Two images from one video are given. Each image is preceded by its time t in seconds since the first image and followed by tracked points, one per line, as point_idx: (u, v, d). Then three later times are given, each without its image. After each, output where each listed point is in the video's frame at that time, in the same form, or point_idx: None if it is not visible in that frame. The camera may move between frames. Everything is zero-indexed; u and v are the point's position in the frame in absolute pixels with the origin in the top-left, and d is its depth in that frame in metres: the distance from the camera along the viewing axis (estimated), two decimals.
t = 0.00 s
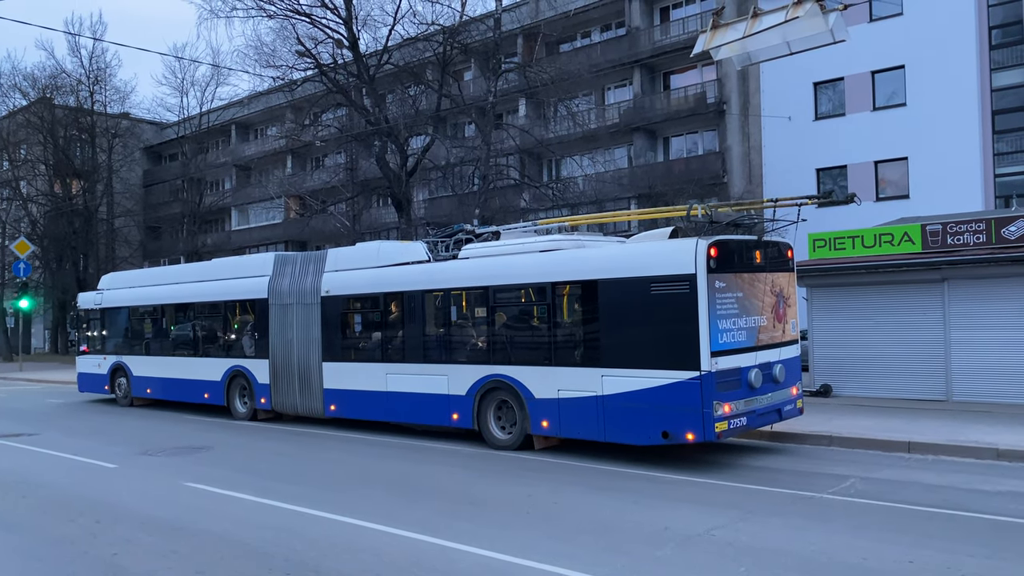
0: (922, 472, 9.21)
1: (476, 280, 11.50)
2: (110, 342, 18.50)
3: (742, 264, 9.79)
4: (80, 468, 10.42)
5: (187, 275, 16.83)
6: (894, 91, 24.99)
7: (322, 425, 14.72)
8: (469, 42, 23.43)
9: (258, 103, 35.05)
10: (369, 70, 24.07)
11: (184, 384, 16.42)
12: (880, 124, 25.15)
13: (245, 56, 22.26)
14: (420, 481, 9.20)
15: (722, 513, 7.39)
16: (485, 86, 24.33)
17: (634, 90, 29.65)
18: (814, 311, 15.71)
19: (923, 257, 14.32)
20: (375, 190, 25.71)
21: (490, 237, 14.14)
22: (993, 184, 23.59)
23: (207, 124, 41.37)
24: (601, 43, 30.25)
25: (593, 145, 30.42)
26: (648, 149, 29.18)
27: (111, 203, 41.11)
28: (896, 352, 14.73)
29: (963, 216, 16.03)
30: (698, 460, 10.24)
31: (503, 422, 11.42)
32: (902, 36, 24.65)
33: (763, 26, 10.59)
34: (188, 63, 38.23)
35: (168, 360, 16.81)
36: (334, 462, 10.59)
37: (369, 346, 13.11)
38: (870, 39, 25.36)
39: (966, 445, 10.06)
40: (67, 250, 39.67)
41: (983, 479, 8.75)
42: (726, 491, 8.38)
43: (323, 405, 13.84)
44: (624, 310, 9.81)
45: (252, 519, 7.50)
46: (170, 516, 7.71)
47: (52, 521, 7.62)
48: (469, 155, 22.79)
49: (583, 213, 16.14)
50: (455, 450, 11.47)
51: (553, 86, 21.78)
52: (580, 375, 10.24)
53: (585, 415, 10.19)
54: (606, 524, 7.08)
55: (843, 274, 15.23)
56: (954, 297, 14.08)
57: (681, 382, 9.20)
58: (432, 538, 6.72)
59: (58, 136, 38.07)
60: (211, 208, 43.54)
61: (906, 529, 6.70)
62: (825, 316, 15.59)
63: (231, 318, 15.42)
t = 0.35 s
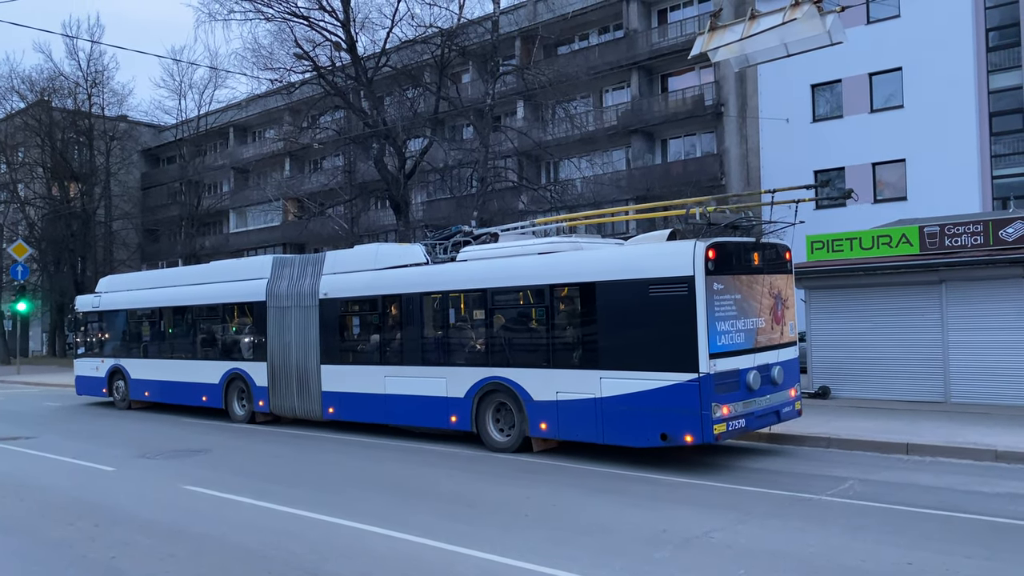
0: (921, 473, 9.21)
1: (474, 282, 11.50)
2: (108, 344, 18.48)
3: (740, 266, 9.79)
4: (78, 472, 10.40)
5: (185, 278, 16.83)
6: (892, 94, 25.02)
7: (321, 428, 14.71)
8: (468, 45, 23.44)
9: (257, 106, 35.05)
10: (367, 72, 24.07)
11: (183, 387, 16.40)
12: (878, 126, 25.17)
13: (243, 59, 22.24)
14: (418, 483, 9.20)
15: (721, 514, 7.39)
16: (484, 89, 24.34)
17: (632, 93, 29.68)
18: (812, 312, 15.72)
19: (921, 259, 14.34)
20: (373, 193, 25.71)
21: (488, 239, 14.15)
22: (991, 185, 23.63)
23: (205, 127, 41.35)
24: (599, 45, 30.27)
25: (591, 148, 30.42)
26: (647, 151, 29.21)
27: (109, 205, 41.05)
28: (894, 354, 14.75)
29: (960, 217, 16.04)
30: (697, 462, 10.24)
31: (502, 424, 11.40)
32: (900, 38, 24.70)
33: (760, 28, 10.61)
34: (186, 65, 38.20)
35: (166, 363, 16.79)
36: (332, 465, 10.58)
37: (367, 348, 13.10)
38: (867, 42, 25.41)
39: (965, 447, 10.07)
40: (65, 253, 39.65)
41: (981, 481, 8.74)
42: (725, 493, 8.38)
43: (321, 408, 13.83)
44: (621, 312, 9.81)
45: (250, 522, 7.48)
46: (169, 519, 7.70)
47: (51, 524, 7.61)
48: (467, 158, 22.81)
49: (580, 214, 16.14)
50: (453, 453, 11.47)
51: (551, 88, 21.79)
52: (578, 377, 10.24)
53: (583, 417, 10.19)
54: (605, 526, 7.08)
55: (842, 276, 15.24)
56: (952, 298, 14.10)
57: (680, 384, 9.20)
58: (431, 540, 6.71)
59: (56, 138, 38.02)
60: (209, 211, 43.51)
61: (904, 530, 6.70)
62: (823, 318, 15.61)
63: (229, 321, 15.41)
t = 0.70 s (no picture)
0: (919, 476, 9.22)
1: (472, 286, 11.50)
2: (105, 348, 18.44)
3: (737, 269, 9.81)
4: (74, 475, 10.38)
5: (182, 281, 16.82)
6: (888, 97, 25.07)
7: (319, 432, 14.70)
8: (465, 48, 23.46)
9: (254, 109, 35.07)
10: (365, 75, 24.10)
11: (180, 391, 16.38)
12: (875, 129, 25.22)
13: (240, 62, 22.25)
14: (416, 487, 9.20)
15: (719, 518, 7.39)
16: (481, 92, 24.37)
17: (629, 96, 29.74)
18: (809, 315, 15.74)
19: (917, 262, 14.37)
20: (371, 196, 25.72)
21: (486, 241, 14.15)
22: (988, 189, 23.69)
23: (202, 130, 41.35)
24: (597, 49, 30.33)
25: (588, 151, 30.44)
26: (644, 154, 29.23)
27: (106, 209, 40.97)
28: (891, 356, 14.77)
29: (957, 220, 16.07)
30: (694, 465, 10.25)
31: (500, 427, 11.39)
32: (897, 42, 24.76)
33: (758, 30, 10.63)
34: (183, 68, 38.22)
35: (164, 366, 16.76)
36: (330, 468, 10.58)
37: (365, 351, 13.10)
38: (863, 45, 25.48)
39: (962, 450, 10.08)
40: (62, 256, 39.60)
41: (978, 484, 8.76)
42: (723, 496, 8.38)
43: (319, 411, 13.83)
44: (618, 316, 9.84)
45: (247, 526, 7.47)
46: (166, 523, 7.68)
47: (47, 528, 7.59)
48: (465, 161, 22.85)
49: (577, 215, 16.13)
50: (451, 456, 11.46)
51: (549, 91, 21.79)
52: (576, 380, 10.25)
53: (581, 420, 10.19)
54: (603, 529, 7.07)
55: (839, 279, 15.27)
56: (948, 301, 14.12)
57: (677, 388, 9.21)
58: (429, 544, 6.70)
59: (53, 142, 37.97)
60: (206, 214, 43.47)
61: (902, 534, 6.70)
62: (820, 321, 15.62)
63: (227, 324, 15.39)
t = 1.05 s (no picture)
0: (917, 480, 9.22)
1: (471, 289, 11.48)
2: (102, 352, 18.40)
3: (736, 273, 9.82)
4: (72, 479, 10.33)
5: (180, 284, 16.80)
6: (887, 101, 25.09)
7: (317, 436, 14.67)
8: (464, 52, 23.47)
9: (253, 113, 35.07)
10: (364, 79, 24.11)
11: (177, 394, 16.35)
12: (873, 134, 25.25)
13: (239, 65, 22.25)
14: (413, 490, 9.20)
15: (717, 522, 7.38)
16: (479, 96, 24.40)
17: (628, 100, 29.77)
18: (808, 319, 15.73)
19: (916, 266, 14.38)
20: (369, 200, 25.71)
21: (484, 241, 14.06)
22: (986, 194, 23.74)
23: (201, 133, 41.34)
24: (595, 53, 30.36)
25: (587, 155, 30.44)
26: (643, 158, 29.22)
27: (104, 212, 40.89)
28: (889, 360, 14.77)
29: (955, 225, 16.08)
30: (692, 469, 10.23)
31: (499, 432, 11.31)
32: (895, 47, 24.80)
33: (756, 36, 10.60)
34: (182, 71, 38.20)
35: (161, 370, 16.73)
36: (329, 472, 10.54)
37: (363, 355, 13.08)
38: (861, 50, 25.52)
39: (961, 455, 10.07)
40: (59, 260, 39.52)
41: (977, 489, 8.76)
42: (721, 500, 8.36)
43: (317, 415, 13.81)
44: (616, 320, 9.84)
45: (244, 529, 7.45)
46: (164, 527, 7.65)
47: (45, 533, 7.54)
48: (464, 165, 22.89)
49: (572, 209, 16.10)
50: (449, 460, 11.44)
51: (548, 95, 21.79)
52: (574, 384, 10.23)
53: (579, 424, 10.17)
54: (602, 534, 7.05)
55: (837, 282, 15.27)
56: (947, 305, 14.12)
57: (676, 392, 9.21)
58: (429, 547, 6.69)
59: (51, 145, 37.91)
60: (204, 217, 43.44)
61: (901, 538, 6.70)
62: (819, 325, 15.62)
63: (225, 327, 15.36)
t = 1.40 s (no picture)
0: (917, 484, 9.22)
1: (471, 292, 11.49)
2: (102, 354, 18.40)
3: (735, 276, 9.81)
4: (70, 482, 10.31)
5: (181, 286, 16.81)
6: (887, 104, 25.10)
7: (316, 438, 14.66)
8: (465, 55, 23.50)
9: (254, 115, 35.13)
10: (365, 82, 24.13)
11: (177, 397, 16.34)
12: (873, 137, 25.28)
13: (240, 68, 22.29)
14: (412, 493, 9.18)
15: (716, 525, 7.37)
16: (480, 99, 24.43)
17: (628, 104, 29.82)
18: (807, 322, 15.73)
19: (916, 269, 14.38)
20: (370, 202, 25.74)
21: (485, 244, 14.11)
22: (986, 197, 23.76)
23: (202, 136, 41.41)
24: (596, 56, 30.42)
25: (587, 158, 30.45)
26: (643, 161, 29.22)
27: (104, 214, 40.91)
28: (889, 364, 14.76)
29: (955, 228, 16.10)
30: (692, 472, 10.23)
31: (499, 434, 11.35)
32: (895, 51, 24.86)
33: (757, 40, 10.64)
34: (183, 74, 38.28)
35: (161, 372, 16.73)
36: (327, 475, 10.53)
37: (363, 357, 13.08)
38: (861, 54, 25.56)
39: (961, 458, 10.07)
40: (60, 262, 39.54)
41: (976, 492, 8.75)
42: (720, 503, 8.35)
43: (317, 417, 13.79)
44: (617, 323, 9.83)
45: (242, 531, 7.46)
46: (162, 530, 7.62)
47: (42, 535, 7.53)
48: (464, 167, 22.95)
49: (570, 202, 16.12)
50: (448, 463, 11.43)
51: (548, 99, 21.81)
52: (574, 387, 10.23)
53: (579, 427, 10.16)
54: (602, 537, 7.04)
55: (837, 286, 15.27)
56: (947, 309, 14.12)
57: (676, 395, 9.21)
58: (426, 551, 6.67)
59: (52, 147, 37.94)
60: (204, 220, 43.50)
61: (899, 541, 6.69)
62: (819, 328, 15.60)
63: (225, 329, 15.36)
